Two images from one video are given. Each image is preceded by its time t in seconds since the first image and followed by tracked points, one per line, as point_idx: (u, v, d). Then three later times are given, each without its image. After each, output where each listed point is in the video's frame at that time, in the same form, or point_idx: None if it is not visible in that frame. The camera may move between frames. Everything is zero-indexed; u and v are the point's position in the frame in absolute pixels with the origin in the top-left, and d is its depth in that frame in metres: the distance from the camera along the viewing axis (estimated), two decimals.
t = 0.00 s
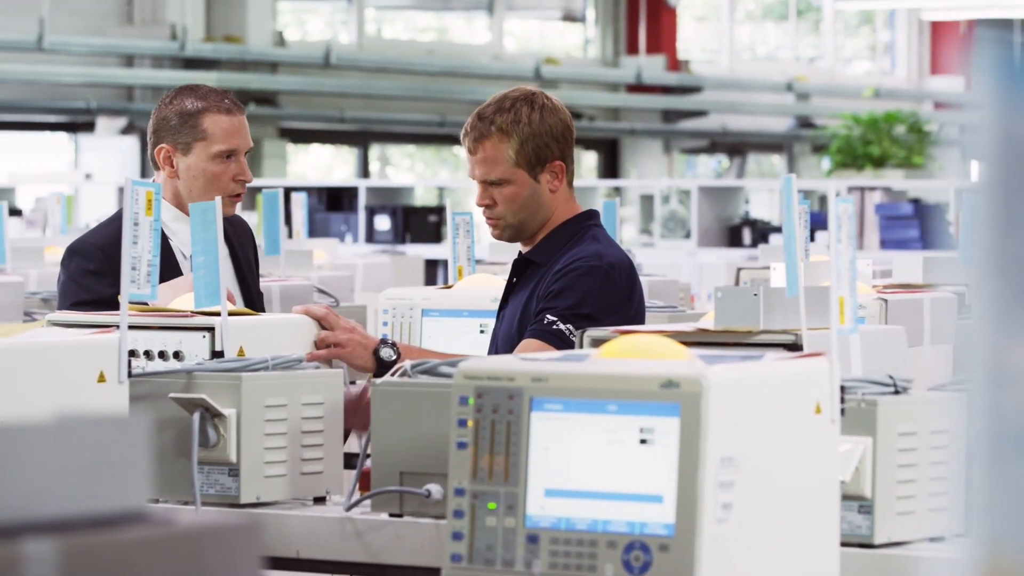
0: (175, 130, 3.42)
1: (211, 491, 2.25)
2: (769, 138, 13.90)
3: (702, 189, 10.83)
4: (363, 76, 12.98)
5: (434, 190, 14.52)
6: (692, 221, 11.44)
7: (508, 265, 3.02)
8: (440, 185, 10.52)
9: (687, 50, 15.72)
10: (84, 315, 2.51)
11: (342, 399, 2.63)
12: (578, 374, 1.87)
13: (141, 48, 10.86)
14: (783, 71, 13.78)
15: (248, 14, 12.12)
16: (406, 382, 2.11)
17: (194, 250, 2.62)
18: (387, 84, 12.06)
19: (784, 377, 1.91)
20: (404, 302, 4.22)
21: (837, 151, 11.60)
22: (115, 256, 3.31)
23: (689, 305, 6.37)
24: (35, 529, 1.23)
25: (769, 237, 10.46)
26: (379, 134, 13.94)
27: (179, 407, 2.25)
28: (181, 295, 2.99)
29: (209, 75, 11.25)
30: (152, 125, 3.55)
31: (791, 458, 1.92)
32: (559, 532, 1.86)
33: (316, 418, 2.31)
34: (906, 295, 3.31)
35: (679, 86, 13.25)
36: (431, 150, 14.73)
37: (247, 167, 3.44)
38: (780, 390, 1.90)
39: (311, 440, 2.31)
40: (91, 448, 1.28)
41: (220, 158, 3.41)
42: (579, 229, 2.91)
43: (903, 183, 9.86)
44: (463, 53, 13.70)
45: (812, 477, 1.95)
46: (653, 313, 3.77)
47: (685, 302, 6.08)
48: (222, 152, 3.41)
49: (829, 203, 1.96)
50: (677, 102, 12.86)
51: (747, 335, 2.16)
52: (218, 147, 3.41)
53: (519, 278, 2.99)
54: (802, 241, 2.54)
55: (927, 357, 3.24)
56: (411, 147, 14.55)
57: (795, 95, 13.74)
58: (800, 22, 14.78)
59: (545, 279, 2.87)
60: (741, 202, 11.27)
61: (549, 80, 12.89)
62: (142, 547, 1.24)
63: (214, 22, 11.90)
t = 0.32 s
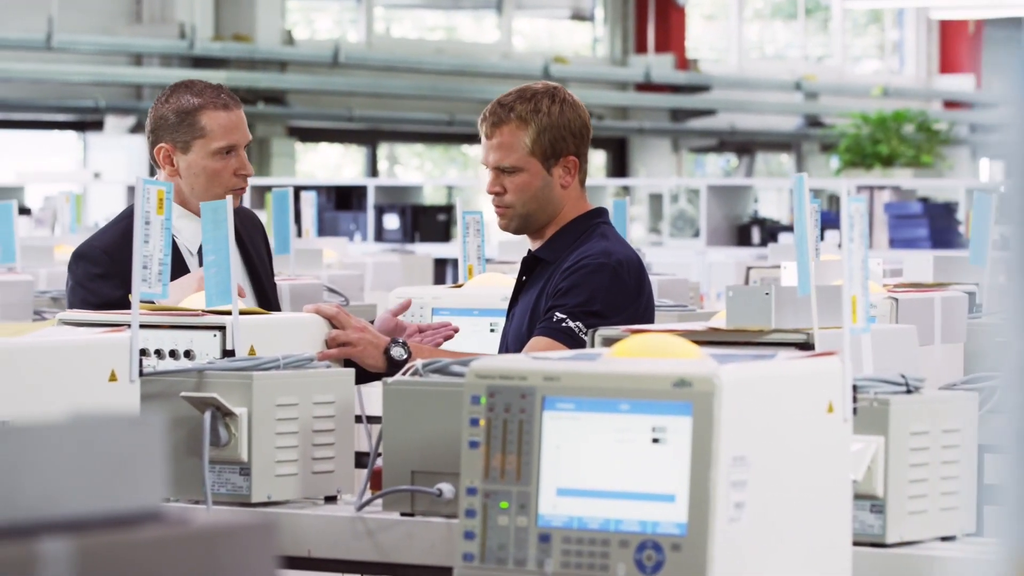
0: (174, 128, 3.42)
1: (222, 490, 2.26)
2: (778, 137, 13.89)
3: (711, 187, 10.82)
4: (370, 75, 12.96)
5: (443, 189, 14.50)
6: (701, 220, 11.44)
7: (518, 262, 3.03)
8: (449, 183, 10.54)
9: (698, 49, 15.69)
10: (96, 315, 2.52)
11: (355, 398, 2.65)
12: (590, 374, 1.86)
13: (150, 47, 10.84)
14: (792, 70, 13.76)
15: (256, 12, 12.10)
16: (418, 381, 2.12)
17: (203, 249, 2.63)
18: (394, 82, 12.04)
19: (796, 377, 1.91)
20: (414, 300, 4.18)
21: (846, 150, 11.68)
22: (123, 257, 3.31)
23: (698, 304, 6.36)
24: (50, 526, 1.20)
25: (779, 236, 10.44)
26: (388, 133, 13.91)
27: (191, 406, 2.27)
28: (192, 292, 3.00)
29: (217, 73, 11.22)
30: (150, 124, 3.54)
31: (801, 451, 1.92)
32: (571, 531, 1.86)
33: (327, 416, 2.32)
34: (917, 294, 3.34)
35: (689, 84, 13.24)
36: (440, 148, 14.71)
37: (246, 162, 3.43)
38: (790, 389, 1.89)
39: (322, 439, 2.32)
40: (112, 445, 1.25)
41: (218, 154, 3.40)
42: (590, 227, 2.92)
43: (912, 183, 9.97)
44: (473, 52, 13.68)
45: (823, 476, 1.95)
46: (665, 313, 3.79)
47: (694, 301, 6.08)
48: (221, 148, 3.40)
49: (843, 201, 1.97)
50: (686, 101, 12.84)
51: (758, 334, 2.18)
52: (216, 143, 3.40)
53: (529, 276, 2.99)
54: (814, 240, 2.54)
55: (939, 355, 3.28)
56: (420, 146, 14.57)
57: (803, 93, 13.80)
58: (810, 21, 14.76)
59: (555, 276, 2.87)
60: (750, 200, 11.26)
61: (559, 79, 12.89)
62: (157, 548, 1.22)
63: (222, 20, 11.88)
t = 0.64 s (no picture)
0: (192, 128, 3.41)
1: (233, 489, 2.28)
2: (785, 136, 13.93)
3: (720, 186, 10.86)
4: (377, 74, 12.96)
5: (452, 188, 14.54)
6: (710, 219, 11.48)
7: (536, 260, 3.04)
8: (458, 183, 10.60)
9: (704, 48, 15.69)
10: (107, 314, 2.53)
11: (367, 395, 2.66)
12: (602, 373, 1.85)
13: (159, 45, 10.85)
14: (801, 69, 13.81)
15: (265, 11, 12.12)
16: (429, 381, 2.13)
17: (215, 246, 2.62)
18: (402, 81, 12.07)
19: (808, 376, 1.91)
20: (423, 299, 4.14)
21: (854, 149, 11.82)
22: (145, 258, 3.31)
23: (706, 303, 6.38)
24: (66, 526, 1.19)
25: (787, 235, 10.47)
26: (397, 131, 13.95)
27: (202, 405, 2.28)
28: (203, 290, 3.00)
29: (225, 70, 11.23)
30: (167, 125, 3.54)
31: (812, 449, 1.91)
32: (582, 530, 1.85)
33: (337, 415, 2.33)
34: (927, 293, 3.36)
35: (698, 83, 13.26)
36: (449, 147, 14.75)
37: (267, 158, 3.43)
38: (803, 387, 1.89)
39: (333, 439, 2.33)
40: (129, 446, 1.24)
41: (238, 153, 3.40)
42: (605, 222, 2.92)
43: (920, 182, 10.12)
44: (482, 51, 13.71)
45: (833, 474, 1.94)
46: (677, 311, 3.81)
47: (702, 300, 6.09)
48: (241, 146, 3.40)
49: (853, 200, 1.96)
50: (694, 100, 12.88)
51: (769, 333, 2.19)
52: (235, 142, 3.40)
53: (546, 273, 3.00)
54: (825, 239, 2.55)
55: (948, 354, 3.29)
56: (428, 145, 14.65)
57: (812, 93, 13.87)
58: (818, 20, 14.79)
59: (569, 272, 2.87)
60: (759, 200, 11.29)
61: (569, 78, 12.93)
62: (169, 550, 1.21)
63: (231, 19, 11.90)
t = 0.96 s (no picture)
0: (223, 127, 3.42)
1: (243, 488, 2.29)
2: (791, 135, 13.95)
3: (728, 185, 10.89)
4: (384, 72, 12.97)
5: (459, 187, 14.56)
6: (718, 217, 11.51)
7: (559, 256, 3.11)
8: (466, 182, 10.64)
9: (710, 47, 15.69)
10: (116, 312, 2.53)
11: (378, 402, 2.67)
12: (613, 371, 1.84)
13: (167, 44, 10.86)
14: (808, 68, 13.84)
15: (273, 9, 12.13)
16: (441, 379, 2.13)
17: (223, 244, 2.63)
18: (410, 80, 12.09)
19: (818, 374, 1.90)
20: (432, 298, 4.14)
21: (863, 147, 11.87)
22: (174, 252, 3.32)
23: (715, 301, 6.38)
24: (78, 526, 1.18)
25: (795, 233, 10.51)
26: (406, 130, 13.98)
27: (211, 404, 2.29)
28: (210, 289, 3.00)
29: (233, 69, 11.23)
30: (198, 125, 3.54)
31: (823, 448, 1.91)
32: (593, 529, 1.84)
33: (347, 414, 2.35)
34: (936, 291, 3.36)
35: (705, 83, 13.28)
36: (457, 146, 14.76)
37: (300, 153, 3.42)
38: (813, 385, 1.89)
39: (342, 438, 2.34)
40: (142, 444, 1.23)
41: (270, 148, 3.40)
42: (613, 224, 2.97)
43: (928, 181, 10.21)
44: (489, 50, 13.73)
45: (842, 472, 1.94)
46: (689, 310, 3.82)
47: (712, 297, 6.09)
48: (273, 142, 3.40)
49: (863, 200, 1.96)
50: (703, 99, 12.90)
51: (779, 332, 2.19)
52: (267, 138, 3.39)
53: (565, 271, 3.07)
54: (834, 237, 2.55)
55: (958, 352, 3.30)
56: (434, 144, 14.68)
57: (820, 93, 13.91)
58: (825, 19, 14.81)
59: (575, 271, 2.94)
60: (767, 199, 11.31)
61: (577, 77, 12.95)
62: (182, 551, 1.20)
63: (239, 18, 11.91)
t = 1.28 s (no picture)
0: (246, 116, 3.42)
1: (249, 486, 2.28)
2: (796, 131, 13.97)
3: (734, 182, 10.92)
4: (389, 69, 12.97)
5: (464, 183, 14.59)
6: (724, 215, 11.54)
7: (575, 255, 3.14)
8: (471, 180, 10.69)
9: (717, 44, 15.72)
10: (123, 310, 2.53)
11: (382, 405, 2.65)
12: (622, 368, 1.83)
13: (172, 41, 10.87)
14: (814, 65, 13.86)
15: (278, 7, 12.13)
16: (448, 377, 2.13)
17: (231, 241, 2.63)
18: (415, 78, 12.09)
19: (825, 371, 1.90)
20: (439, 295, 4.15)
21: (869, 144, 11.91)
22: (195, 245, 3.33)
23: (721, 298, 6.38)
24: (83, 523, 1.17)
25: (800, 231, 10.54)
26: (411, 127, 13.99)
27: (217, 401, 2.29)
28: (217, 286, 3.00)
29: (237, 67, 11.24)
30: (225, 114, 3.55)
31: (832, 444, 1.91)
32: (600, 527, 1.83)
33: (353, 411, 2.35)
34: (942, 289, 3.36)
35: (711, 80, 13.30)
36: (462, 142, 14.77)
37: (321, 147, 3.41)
38: (821, 380, 1.89)
39: (349, 435, 2.35)
40: (148, 442, 1.22)
41: (290, 140, 3.39)
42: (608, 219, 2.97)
43: (933, 178, 10.27)
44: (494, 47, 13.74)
45: (849, 469, 1.94)
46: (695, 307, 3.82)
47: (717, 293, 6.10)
48: (293, 134, 3.39)
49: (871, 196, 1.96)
50: (708, 96, 12.92)
51: (786, 329, 2.19)
52: (288, 130, 3.39)
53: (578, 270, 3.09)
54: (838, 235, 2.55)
55: (963, 349, 3.30)
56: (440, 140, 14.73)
57: (826, 90, 13.93)
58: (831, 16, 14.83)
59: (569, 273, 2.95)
60: (773, 196, 11.34)
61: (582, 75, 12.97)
62: (188, 549, 1.19)
63: (243, 16, 11.92)
